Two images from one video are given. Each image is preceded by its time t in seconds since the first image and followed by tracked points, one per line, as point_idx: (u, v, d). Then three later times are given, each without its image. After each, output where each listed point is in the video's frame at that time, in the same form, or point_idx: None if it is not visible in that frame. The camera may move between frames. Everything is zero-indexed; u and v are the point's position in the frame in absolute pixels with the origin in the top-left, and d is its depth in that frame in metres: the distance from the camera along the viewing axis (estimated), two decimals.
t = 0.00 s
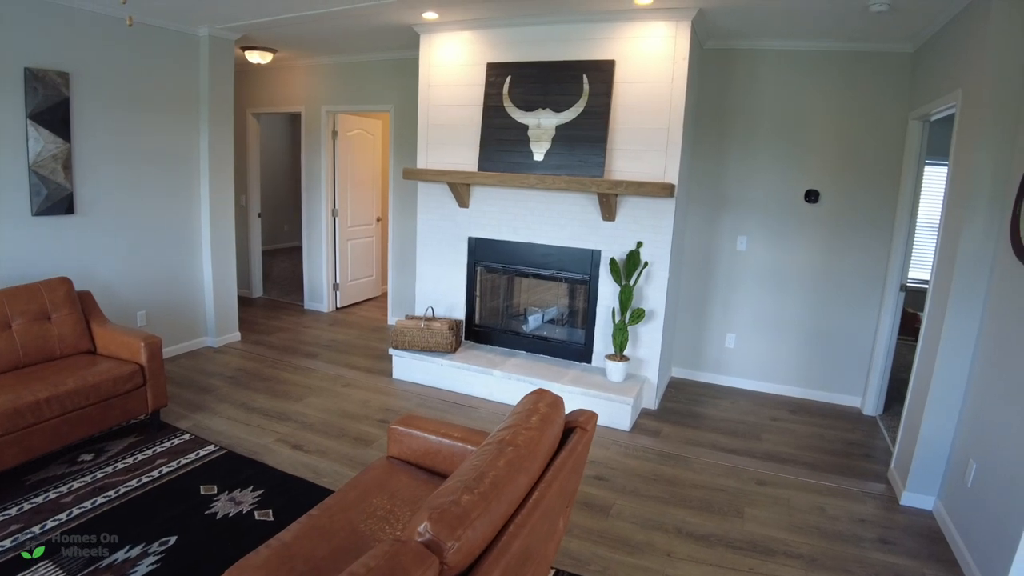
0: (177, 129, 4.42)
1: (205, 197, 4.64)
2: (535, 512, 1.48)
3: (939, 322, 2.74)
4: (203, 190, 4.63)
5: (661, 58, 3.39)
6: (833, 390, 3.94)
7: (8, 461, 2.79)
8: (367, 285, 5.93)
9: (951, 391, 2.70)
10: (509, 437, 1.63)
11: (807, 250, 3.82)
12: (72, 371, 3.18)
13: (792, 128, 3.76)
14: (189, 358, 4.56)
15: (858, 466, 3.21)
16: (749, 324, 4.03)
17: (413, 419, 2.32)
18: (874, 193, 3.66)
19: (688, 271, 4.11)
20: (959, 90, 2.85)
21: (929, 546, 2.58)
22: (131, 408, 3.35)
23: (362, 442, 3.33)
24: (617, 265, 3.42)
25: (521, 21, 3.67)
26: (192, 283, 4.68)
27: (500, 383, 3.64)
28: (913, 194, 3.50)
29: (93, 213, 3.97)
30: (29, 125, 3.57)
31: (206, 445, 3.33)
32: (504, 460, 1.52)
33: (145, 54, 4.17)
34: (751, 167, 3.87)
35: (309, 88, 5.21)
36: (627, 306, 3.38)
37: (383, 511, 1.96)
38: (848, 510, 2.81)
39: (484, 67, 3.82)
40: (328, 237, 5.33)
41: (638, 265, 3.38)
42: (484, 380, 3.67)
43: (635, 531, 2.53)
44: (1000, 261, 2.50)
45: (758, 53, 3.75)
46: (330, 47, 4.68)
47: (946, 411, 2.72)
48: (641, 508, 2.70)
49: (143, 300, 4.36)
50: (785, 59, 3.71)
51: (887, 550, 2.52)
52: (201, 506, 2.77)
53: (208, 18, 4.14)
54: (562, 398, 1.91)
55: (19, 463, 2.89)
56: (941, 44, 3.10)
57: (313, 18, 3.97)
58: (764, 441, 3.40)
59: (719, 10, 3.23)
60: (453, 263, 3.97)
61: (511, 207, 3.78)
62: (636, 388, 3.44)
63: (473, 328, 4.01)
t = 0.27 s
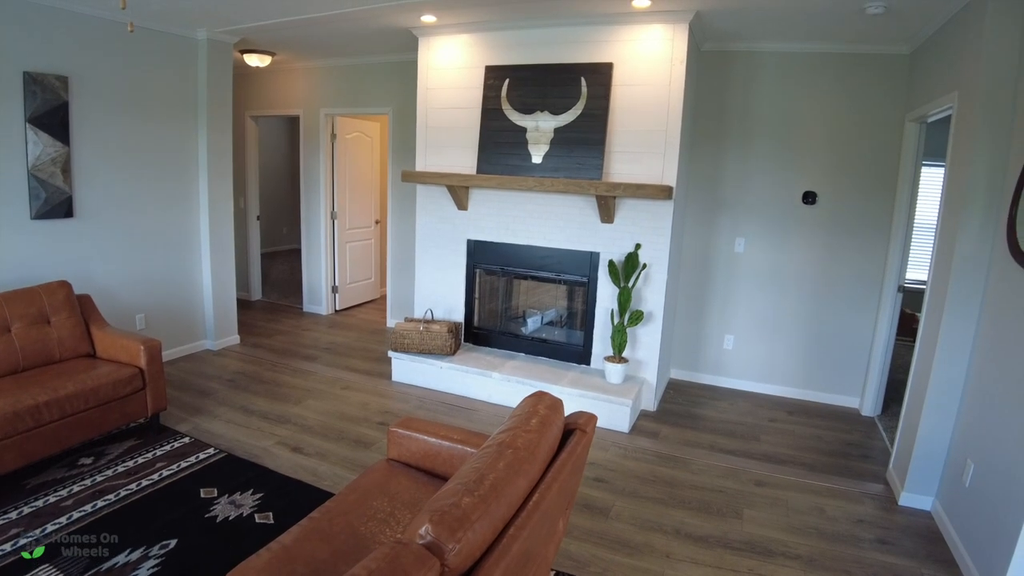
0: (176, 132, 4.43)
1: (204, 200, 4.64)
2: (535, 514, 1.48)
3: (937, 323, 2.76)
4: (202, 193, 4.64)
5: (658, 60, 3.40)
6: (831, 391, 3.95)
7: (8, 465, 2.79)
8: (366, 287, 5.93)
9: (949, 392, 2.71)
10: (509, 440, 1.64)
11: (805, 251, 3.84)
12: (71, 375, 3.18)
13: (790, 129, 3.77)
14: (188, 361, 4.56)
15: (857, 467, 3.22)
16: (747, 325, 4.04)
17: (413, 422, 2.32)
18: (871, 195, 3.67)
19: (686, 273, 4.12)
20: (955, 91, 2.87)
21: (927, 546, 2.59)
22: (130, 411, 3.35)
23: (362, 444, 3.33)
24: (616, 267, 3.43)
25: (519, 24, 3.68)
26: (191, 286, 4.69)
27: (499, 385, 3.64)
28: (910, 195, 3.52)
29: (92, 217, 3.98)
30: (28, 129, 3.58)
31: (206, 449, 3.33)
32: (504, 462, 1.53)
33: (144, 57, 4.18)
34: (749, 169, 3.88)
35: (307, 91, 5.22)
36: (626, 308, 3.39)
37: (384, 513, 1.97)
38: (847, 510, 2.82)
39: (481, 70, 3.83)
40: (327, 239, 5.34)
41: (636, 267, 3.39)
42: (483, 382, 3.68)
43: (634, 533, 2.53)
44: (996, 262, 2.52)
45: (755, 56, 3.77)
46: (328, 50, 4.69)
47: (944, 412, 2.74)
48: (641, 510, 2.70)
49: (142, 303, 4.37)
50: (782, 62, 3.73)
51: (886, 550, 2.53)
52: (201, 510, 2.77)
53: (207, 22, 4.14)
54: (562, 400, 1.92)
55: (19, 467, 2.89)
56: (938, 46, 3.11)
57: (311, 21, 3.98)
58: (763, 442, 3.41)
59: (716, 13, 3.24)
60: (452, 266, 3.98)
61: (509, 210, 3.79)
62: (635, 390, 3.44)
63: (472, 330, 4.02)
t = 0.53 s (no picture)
0: (174, 134, 4.42)
1: (203, 202, 4.64)
2: (536, 516, 1.48)
3: (936, 324, 2.76)
4: (201, 195, 4.64)
5: (657, 62, 3.41)
6: (831, 392, 3.95)
7: (6, 468, 2.78)
8: (365, 290, 5.93)
9: (948, 392, 2.72)
10: (509, 442, 1.64)
11: (804, 252, 3.84)
12: (70, 378, 3.18)
13: (788, 130, 3.78)
14: (188, 364, 4.55)
15: (856, 468, 3.22)
16: (746, 327, 4.04)
17: (413, 424, 2.32)
18: (870, 195, 3.68)
19: (686, 274, 4.13)
20: (954, 92, 2.87)
21: (927, 547, 2.59)
22: (129, 414, 3.34)
23: (362, 447, 3.33)
24: (615, 268, 3.43)
25: (518, 26, 3.68)
26: (190, 288, 4.68)
27: (499, 387, 3.64)
28: (909, 196, 3.52)
29: (91, 219, 3.98)
30: (27, 131, 3.57)
31: (205, 451, 3.32)
32: (504, 464, 1.52)
33: (143, 59, 4.18)
34: (747, 171, 3.88)
35: (306, 94, 5.22)
36: (625, 309, 3.39)
37: (384, 516, 1.97)
38: (847, 511, 2.82)
39: (480, 72, 3.83)
40: (326, 242, 5.34)
41: (636, 268, 3.39)
42: (483, 384, 3.68)
43: (635, 534, 2.53)
44: (996, 263, 2.52)
45: (753, 57, 3.77)
46: (327, 52, 4.69)
47: (943, 412, 2.74)
48: (641, 511, 2.70)
49: (141, 306, 4.36)
50: (780, 63, 3.73)
51: (886, 551, 2.53)
52: (200, 512, 2.76)
53: (206, 24, 4.15)
54: (562, 402, 1.92)
55: (18, 470, 2.89)
56: (936, 47, 3.12)
57: (310, 24, 3.99)
58: (762, 443, 3.41)
59: (714, 15, 3.25)
60: (452, 268, 3.98)
61: (508, 212, 3.79)
62: (634, 391, 3.44)
63: (472, 332, 4.01)
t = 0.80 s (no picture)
0: (173, 136, 4.42)
1: (202, 204, 4.63)
2: (536, 517, 1.48)
3: (936, 323, 2.76)
4: (199, 197, 4.63)
5: (655, 63, 3.41)
6: (831, 392, 3.95)
7: (5, 471, 2.77)
8: (364, 291, 5.92)
9: (949, 391, 2.71)
10: (509, 443, 1.63)
11: (803, 252, 3.84)
12: (69, 381, 3.17)
13: (787, 130, 3.78)
14: (187, 366, 4.54)
15: (856, 468, 3.22)
16: (745, 327, 4.04)
17: (412, 426, 2.32)
18: (869, 195, 3.68)
19: (685, 274, 4.12)
20: (952, 92, 2.87)
21: (928, 546, 2.59)
22: (128, 417, 3.34)
23: (361, 448, 3.32)
24: (614, 269, 3.43)
25: (516, 27, 3.69)
26: (189, 290, 4.68)
27: (498, 388, 3.64)
28: (908, 195, 3.52)
29: (89, 222, 3.97)
30: (25, 134, 3.57)
31: (205, 454, 3.32)
32: (504, 465, 1.52)
33: (141, 62, 4.18)
34: (746, 171, 3.89)
35: (305, 96, 5.22)
36: (625, 310, 3.39)
37: (383, 518, 1.96)
38: (847, 511, 2.81)
39: (479, 73, 3.84)
40: (325, 243, 5.33)
41: (635, 269, 3.39)
42: (483, 386, 3.67)
43: (635, 535, 2.53)
44: (995, 262, 2.52)
45: (752, 57, 3.78)
46: (325, 54, 4.69)
47: (944, 412, 2.73)
48: (642, 512, 2.70)
49: (140, 308, 4.35)
50: (779, 63, 3.74)
51: (887, 551, 2.53)
52: (199, 515, 2.76)
53: (205, 26, 4.15)
54: (561, 402, 1.92)
55: (17, 473, 2.88)
56: (934, 47, 3.13)
57: (308, 25, 3.98)
58: (763, 443, 3.41)
59: (712, 15, 3.25)
60: (451, 269, 3.97)
61: (507, 213, 3.79)
62: (634, 392, 3.44)
63: (471, 333, 4.01)
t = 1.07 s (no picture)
0: (171, 138, 4.41)
1: (200, 206, 4.62)
2: (535, 518, 1.47)
3: (935, 321, 2.75)
4: (197, 199, 4.62)
5: (653, 62, 3.41)
6: (830, 391, 3.94)
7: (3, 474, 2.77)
8: (363, 293, 5.91)
9: (949, 390, 2.71)
10: (507, 444, 1.63)
11: (802, 251, 3.84)
12: (67, 383, 3.16)
13: (785, 130, 3.78)
14: (185, 368, 4.54)
15: (856, 467, 3.21)
16: (744, 326, 4.04)
17: (410, 427, 2.31)
18: (868, 194, 3.67)
19: (683, 274, 4.12)
20: (950, 90, 2.87)
21: (928, 546, 2.58)
22: (127, 419, 3.33)
23: (360, 450, 3.31)
24: (613, 269, 3.42)
25: (513, 28, 3.69)
26: (187, 292, 4.67)
27: (497, 389, 3.63)
28: (907, 194, 3.52)
29: (87, 224, 3.96)
30: (22, 136, 3.56)
31: (203, 456, 3.31)
32: (503, 467, 1.51)
33: (139, 64, 4.17)
34: (744, 170, 3.88)
35: (303, 97, 5.21)
36: (624, 310, 3.39)
37: (382, 520, 1.95)
38: (848, 510, 2.81)
39: (476, 73, 3.83)
40: (323, 245, 5.33)
41: (634, 269, 3.38)
42: (482, 386, 3.67)
43: (635, 536, 2.52)
44: (994, 261, 2.52)
45: (750, 57, 3.77)
46: (323, 55, 4.69)
47: (944, 410, 2.73)
48: (641, 513, 2.69)
49: (138, 310, 4.35)
50: (776, 63, 3.73)
51: (887, 550, 2.52)
52: (198, 517, 2.75)
53: (202, 28, 4.14)
54: (560, 403, 1.91)
55: (15, 476, 2.87)
56: (932, 46, 3.12)
57: (306, 27, 3.98)
58: (762, 443, 3.40)
59: (710, 15, 3.25)
60: (449, 270, 3.97)
61: (506, 213, 3.78)
62: (633, 392, 3.43)
63: (470, 334, 4.00)
